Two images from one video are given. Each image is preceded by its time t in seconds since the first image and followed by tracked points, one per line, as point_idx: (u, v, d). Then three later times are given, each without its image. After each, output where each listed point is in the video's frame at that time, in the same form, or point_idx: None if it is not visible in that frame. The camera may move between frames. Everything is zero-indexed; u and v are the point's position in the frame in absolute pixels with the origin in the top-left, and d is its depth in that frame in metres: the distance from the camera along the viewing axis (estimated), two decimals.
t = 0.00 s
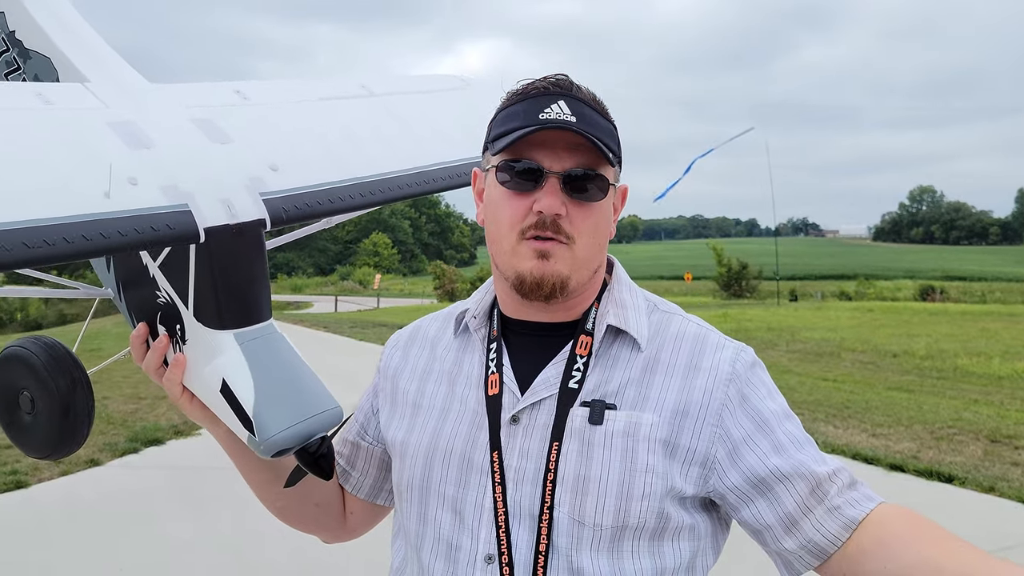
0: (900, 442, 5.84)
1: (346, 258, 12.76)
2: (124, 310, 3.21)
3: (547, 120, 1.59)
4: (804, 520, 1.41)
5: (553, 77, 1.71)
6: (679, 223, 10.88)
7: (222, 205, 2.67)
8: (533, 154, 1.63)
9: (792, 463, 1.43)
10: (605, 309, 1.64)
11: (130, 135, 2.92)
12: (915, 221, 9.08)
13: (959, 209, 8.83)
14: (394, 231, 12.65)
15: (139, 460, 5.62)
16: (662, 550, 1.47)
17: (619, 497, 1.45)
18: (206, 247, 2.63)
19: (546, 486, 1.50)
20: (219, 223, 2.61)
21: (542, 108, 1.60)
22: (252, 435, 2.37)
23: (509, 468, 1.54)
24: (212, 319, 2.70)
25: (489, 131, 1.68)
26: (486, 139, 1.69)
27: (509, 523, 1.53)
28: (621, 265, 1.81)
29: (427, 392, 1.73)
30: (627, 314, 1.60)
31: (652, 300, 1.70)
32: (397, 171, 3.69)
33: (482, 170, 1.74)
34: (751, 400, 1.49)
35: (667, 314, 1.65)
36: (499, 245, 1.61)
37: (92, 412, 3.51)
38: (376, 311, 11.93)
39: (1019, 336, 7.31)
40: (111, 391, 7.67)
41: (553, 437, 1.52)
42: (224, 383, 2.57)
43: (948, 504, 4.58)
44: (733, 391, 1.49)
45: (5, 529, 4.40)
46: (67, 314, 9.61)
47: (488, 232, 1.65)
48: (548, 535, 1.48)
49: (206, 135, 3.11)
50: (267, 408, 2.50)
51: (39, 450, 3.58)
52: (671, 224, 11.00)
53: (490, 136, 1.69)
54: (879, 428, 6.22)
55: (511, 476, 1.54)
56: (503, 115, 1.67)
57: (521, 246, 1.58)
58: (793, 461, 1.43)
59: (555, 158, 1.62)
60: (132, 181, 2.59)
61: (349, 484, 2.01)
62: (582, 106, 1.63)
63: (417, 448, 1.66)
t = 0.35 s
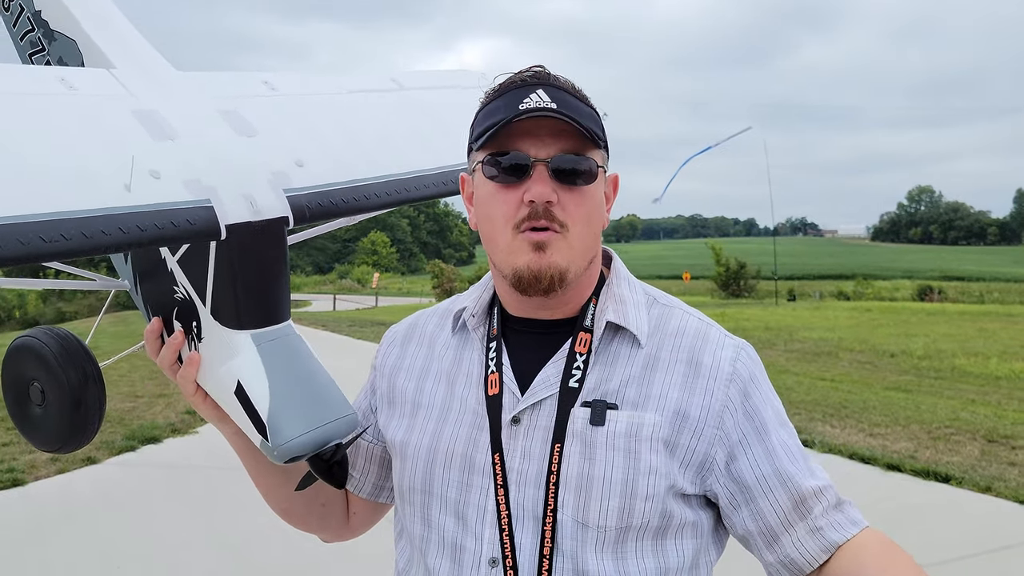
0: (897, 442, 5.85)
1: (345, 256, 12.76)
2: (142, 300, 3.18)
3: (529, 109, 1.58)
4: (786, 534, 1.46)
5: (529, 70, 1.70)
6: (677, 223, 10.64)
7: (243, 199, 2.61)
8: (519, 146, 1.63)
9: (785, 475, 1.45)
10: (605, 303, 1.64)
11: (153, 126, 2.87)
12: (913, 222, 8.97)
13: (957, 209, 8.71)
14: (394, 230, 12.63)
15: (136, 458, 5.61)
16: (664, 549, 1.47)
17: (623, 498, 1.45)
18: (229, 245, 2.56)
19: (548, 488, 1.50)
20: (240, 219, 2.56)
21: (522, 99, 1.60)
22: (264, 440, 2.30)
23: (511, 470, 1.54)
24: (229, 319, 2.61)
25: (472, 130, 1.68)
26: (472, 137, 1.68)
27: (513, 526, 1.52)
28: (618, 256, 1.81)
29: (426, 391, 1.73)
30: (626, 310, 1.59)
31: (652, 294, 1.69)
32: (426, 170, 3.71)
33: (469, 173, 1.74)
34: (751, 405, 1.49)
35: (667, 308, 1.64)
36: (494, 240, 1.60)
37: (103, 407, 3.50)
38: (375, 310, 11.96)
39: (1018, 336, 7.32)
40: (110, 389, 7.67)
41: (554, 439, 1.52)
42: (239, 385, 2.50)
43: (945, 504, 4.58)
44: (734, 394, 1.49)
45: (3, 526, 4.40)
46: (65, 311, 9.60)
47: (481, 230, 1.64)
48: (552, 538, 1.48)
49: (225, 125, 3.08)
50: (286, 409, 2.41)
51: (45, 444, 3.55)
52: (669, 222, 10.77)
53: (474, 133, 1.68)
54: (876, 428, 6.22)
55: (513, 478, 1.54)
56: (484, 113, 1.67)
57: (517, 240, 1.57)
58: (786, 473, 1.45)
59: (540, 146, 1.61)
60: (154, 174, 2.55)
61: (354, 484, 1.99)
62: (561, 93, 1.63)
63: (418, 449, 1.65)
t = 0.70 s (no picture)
0: (895, 442, 5.84)
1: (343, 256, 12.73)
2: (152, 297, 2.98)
3: (533, 109, 1.57)
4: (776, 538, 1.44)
5: (534, 68, 1.69)
6: (676, 223, 10.36)
7: (267, 211, 2.46)
8: (524, 147, 1.62)
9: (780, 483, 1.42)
10: (611, 302, 1.63)
11: (174, 125, 2.55)
12: (912, 222, 8.79)
13: (956, 209, 8.71)
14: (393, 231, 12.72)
15: (133, 458, 5.60)
16: (666, 555, 1.46)
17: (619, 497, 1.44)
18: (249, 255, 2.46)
19: (548, 488, 1.50)
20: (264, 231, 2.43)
21: (527, 99, 1.59)
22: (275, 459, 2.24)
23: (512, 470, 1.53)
24: (245, 331, 2.52)
25: (476, 130, 1.68)
26: (476, 137, 1.68)
27: (512, 526, 1.52)
28: (625, 258, 1.80)
29: (427, 390, 1.72)
30: (632, 312, 1.60)
31: (658, 296, 1.69)
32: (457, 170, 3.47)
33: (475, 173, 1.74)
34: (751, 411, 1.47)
35: (674, 310, 1.63)
36: (499, 242, 1.59)
37: (113, 407, 3.47)
38: (373, 310, 12.10)
39: (1016, 336, 7.34)
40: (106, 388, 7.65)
41: (555, 438, 1.52)
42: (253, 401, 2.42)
43: (942, 505, 4.58)
44: (735, 398, 1.47)
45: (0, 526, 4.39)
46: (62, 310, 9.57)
47: (486, 232, 1.64)
48: (550, 539, 1.48)
49: (251, 121, 2.79)
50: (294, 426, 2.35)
51: (52, 442, 3.53)
52: (668, 223, 10.42)
53: (479, 134, 1.68)
54: (873, 428, 6.22)
55: (513, 477, 1.54)
56: (489, 112, 1.66)
57: (522, 240, 1.56)
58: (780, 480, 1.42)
59: (545, 147, 1.61)
60: (180, 183, 2.32)
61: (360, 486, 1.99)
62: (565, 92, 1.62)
63: (418, 447, 1.65)
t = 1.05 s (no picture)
0: (894, 442, 5.85)
1: (343, 255, 12.74)
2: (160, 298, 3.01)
3: (544, 110, 1.56)
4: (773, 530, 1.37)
5: (548, 66, 1.67)
6: (676, 222, 10.50)
7: (272, 207, 2.40)
8: (532, 146, 1.61)
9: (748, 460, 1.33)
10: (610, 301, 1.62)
11: (181, 121, 2.49)
12: (912, 222, 9.04)
13: (955, 210, 8.82)
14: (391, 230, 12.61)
15: (132, 456, 5.59)
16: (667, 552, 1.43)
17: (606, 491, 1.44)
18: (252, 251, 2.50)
19: (539, 484, 1.49)
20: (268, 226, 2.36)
21: (539, 98, 1.58)
22: (280, 452, 2.33)
23: (505, 467, 1.53)
24: (251, 326, 2.57)
25: (485, 126, 1.67)
26: (485, 134, 1.67)
27: (503, 523, 1.51)
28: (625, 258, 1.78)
29: (424, 388, 1.73)
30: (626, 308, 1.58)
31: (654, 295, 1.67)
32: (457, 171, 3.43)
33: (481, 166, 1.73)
34: (721, 392, 1.41)
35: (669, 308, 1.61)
36: (501, 240, 1.59)
37: (118, 407, 3.42)
38: (372, 308, 12.07)
39: (1015, 336, 7.34)
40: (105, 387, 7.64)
41: (546, 434, 1.51)
42: (257, 395, 2.49)
43: (941, 505, 4.58)
44: (709, 382, 1.43)
45: None
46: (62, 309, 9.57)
47: (490, 228, 1.63)
48: (541, 535, 1.47)
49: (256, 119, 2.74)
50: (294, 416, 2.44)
51: (58, 439, 3.49)
52: (669, 222, 10.58)
53: (488, 129, 1.66)
54: (872, 428, 6.22)
55: (507, 473, 1.53)
56: (499, 107, 1.65)
57: (525, 240, 1.56)
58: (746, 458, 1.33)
59: (553, 148, 1.60)
60: (184, 176, 2.25)
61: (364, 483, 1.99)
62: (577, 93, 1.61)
63: (413, 445, 1.66)
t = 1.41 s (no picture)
0: (892, 444, 5.85)
1: (342, 256, 12.73)
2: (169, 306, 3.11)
3: (570, 119, 1.55)
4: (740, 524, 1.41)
5: (574, 72, 1.65)
6: (675, 224, 10.56)
7: (265, 210, 2.13)
8: (555, 152, 1.60)
9: (682, 457, 1.39)
10: (610, 301, 1.62)
11: (178, 122, 2.27)
12: (910, 223, 8.89)
13: (954, 211, 8.72)
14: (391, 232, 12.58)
15: (131, 458, 5.59)
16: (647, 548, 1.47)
17: (580, 483, 1.48)
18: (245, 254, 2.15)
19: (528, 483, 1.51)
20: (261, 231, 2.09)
21: (565, 105, 1.56)
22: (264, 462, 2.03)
23: (497, 466, 1.55)
24: (243, 333, 2.21)
25: (507, 125, 1.65)
26: (504, 133, 1.66)
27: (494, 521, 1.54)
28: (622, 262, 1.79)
29: (421, 388, 1.75)
30: (616, 309, 1.59)
31: (647, 296, 1.69)
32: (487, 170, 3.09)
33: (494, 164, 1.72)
34: (678, 387, 1.46)
35: (660, 310, 1.64)
36: (512, 243, 1.60)
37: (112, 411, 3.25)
38: (372, 310, 12.26)
39: (1015, 338, 7.33)
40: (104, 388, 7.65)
41: (536, 433, 1.52)
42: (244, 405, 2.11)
43: (938, 506, 4.58)
44: (672, 379, 1.48)
45: None
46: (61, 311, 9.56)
47: (501, 228, 1.63)
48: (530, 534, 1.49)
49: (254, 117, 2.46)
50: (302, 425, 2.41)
51: (56, 440, 3.35)
52: (668, 224, 10.68)
53: (508, 129, 1.64)
54: (871, 429, 6.23)
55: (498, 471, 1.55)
56: (522, 109, 1.63)
57: (537, 247, 1.57)
58: (687, 455, 1.40)
59: (576, 157, 1.60)
60: (173, 179, 2.03)
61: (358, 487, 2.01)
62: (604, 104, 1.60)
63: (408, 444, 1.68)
